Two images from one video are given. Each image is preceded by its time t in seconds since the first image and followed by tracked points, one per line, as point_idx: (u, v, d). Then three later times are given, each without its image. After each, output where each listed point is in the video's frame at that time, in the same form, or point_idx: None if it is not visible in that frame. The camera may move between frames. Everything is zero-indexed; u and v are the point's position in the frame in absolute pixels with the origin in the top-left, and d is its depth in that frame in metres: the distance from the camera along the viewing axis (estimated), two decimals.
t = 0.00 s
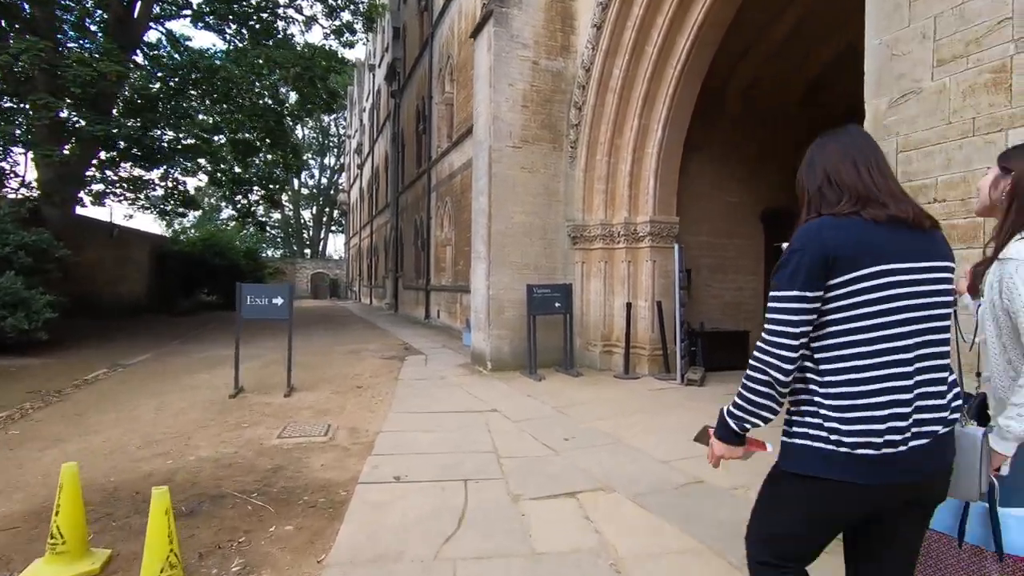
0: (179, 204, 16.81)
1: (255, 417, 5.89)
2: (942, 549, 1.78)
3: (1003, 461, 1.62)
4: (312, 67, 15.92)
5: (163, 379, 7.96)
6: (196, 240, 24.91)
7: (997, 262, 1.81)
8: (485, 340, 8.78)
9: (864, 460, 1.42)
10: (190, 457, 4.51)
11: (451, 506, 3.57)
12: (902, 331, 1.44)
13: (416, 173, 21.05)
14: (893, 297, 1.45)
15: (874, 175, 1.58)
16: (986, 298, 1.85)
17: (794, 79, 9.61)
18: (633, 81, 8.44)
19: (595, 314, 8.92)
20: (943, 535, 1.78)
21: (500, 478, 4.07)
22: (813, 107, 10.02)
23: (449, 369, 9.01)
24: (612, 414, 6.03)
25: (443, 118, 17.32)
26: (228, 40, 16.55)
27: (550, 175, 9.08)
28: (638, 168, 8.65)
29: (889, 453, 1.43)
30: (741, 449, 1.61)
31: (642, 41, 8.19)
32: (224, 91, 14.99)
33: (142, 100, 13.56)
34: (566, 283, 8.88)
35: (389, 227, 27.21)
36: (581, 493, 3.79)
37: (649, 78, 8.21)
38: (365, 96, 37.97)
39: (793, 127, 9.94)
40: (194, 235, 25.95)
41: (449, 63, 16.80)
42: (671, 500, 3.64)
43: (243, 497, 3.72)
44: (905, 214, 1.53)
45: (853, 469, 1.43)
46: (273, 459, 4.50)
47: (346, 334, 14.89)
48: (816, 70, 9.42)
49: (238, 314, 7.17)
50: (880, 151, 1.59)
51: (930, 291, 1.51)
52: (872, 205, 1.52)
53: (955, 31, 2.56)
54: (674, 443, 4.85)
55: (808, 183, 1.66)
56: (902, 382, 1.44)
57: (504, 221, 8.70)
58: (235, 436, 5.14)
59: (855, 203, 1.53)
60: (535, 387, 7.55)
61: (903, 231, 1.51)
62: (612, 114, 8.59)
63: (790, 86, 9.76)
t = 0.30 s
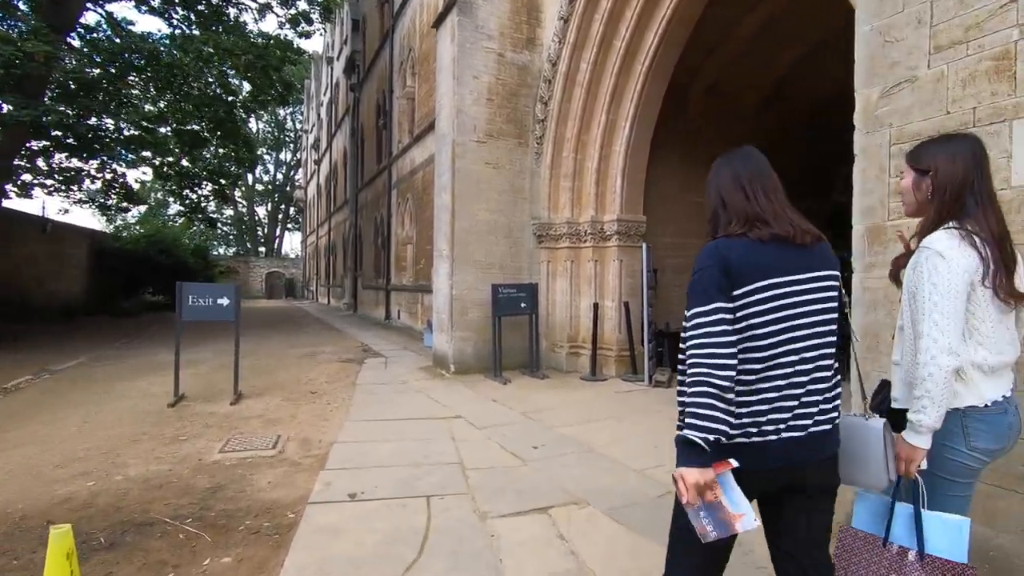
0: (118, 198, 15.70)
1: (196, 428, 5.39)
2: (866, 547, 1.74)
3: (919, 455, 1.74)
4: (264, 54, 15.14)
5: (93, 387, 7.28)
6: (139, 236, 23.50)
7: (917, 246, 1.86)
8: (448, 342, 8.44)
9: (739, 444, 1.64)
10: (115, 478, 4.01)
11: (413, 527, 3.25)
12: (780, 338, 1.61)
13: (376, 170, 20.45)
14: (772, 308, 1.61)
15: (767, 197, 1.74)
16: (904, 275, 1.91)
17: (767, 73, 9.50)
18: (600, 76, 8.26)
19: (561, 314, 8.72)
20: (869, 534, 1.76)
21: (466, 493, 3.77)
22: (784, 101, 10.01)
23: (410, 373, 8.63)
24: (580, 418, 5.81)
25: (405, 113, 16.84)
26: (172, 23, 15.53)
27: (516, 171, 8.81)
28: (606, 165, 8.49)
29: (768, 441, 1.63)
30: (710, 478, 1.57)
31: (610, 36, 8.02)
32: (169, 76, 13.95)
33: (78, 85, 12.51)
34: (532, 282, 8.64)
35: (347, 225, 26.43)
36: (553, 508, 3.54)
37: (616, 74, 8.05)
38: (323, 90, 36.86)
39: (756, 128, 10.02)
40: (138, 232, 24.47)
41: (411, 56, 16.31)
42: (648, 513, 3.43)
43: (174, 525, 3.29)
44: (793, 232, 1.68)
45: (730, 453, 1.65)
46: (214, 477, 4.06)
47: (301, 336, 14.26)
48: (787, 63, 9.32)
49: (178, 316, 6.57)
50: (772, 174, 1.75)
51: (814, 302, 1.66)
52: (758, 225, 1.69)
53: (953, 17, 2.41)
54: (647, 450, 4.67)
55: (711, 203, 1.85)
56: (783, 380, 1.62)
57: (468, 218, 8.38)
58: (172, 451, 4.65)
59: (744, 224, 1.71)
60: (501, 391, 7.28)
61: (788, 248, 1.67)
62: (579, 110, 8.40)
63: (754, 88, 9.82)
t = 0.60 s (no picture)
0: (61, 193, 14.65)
1: (138, 445, 4.92)
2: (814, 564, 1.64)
3: (851, 470, 1.74)
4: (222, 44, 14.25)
5: (26, 398, 6.65)
6: (86, 234, 22.20)
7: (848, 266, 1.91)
8: (417, 347, 8.08)
9: (671, 442, 1.78)
10: (38, 508, 3.56)
11: (379, 559, 2.93)
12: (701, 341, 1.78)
13: (341, 167, 19.83)
14: (695, 312, 1.79)
15: (698, 203, 1.92)
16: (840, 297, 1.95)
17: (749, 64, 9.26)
18: (574, 73, 8.04)
19: (535, 317, 8.47)
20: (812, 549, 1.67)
21: (438, 516, 3.47)
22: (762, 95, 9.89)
23: (377, 379, 8.23)
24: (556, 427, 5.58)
25: (371, 108, 16.34)
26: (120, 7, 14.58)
27: (488, 170, 8.51)
28: (580, 164, 8.28)
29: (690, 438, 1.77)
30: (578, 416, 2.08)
31: (585, 32, 7.81)
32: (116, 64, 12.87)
33: (17, 70, 11.56)
34: (504, 285, 8.36)
35: (311, 223, 25.62)
36: (533, 531, 3.28)
37: (590, 71, 7.86)
38: (286, 84, 35.72)
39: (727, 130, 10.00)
40: (85, 229, 23.09)
41: (378, 49, 15.81)
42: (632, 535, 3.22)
43: (105, 564, 2.88)
44: (714, 238, 1.87)
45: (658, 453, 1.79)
46: (155, 504, 3.64)
47: (261, 339, 13.64)
48: (770, 54, 9.09)
49: (121, 321, 6.05)
50: (708, 183, 1.92)
51: (730, 304, 1.83)
52: (684, 230, 1.89)
53: (965, 6, 2.26)
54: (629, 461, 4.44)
55: (650, 207, 2.01)
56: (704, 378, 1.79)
57: (438, 217, 8.04)
58: (109, 473, 4.19)
59: (672, 228, 1.90)
60: (472, 398, 6.97)
61: (709, 253, 1.85)
62: (552, 108, 8.17)
63: (726, 89, 9.78)
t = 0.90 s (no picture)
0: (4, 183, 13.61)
1: (78, 455, 4.43)
2: (764, 534, 1.72)
3: (797, 442, 1.85)
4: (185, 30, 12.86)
5: None
6: (37, 229, 20.93)
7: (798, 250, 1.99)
8: (391, 346, 7.68)
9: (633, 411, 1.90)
10: None
11: None
12: (649, 319, 1.91)
13: (310, 161, 19.16)
14: (644, 291, 1.92)
15: (668, 192, 2.05)
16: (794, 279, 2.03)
17: (736, 51, 9.23)
18: (555, 61, 7.75)
19: (513, 314, 8.16)
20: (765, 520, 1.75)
21: (415, 530, 3.13)
22: (749, 83, 9.86)
23: (348, 380, 7.79)
24: (538, 429, 5.29)
25: (343, 100, 15.78)
26: None
27: (465, 161, 8.16)
28: (561, 156, 8.02)
29: (640, 410, 1.89)
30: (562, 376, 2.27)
31: (566, 19, 7.53)
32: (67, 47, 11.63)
33: None
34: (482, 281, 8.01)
35: (280, 220, 24.76)
36: (521, 546, 2.97)
37: (572, 60, 7.59)
38: (254, 76, 34.61)
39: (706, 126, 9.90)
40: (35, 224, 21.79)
41: (350, 39, 15.25)
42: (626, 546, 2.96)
43: None
44: (680, 225, 2.01)
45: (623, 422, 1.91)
46: (91, 524, 3.20)
47: (225, 339, 12.98)
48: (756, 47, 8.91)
49: (63, 319, 5.52)
50: (682, 176, 2.06)
51: (689, 287, 1.97)
52: (654, 216, 2.02)
53: None
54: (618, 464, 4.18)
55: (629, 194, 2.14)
56: (652, 354, 1.91)
57: (413, 210, 7.66)
58: (40, 488, 3.72)
59: (643, 214, 2.04)
60: (449, 399, 6.62)
61: (673, 239, 1.99)
62: (532, 97, 7.88)
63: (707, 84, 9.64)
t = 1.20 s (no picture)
0: None
1: None
2: (697, 520, 1.89)
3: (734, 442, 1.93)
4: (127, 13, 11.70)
5: None
6: None
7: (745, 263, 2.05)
8: (352, 351, 7.26)
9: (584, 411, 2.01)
10: None
11: None
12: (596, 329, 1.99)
13: (266, 156, 18.31)
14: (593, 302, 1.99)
15: (621, 205, 2.10)
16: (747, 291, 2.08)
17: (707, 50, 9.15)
18: (525, 55, 7.49)
19: (481, 317, 7.88)
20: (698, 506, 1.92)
21: (380, 562, 2.82)
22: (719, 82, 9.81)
23: (305, 387, 7.34)
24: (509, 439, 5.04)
25: (301, 92, 15.11)
26: None
27: (430, 157, 7.81)
28: (530, 154, 7.78)
29: (581, 410, 2.01)
30: (513, 419, 2.13)
31: (537, 11, 7.27)
32: None
33: None
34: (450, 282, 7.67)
35: (233, 217, 23.68)
36: None
37: (542, 54, 7.35)
38: (206, 66, 33.02)
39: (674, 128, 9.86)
40: None
41: (308, 28, 14.59)
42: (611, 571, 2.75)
43: None
44: (635, 237, 2.07)
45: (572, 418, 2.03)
46: None
47: (172, 342, 12.20)
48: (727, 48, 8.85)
49: None
50: (637, 191, 2.10)
51: (642, 298, 2.04)
52: (610, 230, 2.08)
53: None
54: (597, 478, 3.95)
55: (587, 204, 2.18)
56: (606, 361, 1.99)
57: (376, 207, 7.27)
58: None
59: (599, 227, 2.09)
60: (415, 406, 6.30)
61: (628, 251, 2.05)
62: (501, 92, 7.60)
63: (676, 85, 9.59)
